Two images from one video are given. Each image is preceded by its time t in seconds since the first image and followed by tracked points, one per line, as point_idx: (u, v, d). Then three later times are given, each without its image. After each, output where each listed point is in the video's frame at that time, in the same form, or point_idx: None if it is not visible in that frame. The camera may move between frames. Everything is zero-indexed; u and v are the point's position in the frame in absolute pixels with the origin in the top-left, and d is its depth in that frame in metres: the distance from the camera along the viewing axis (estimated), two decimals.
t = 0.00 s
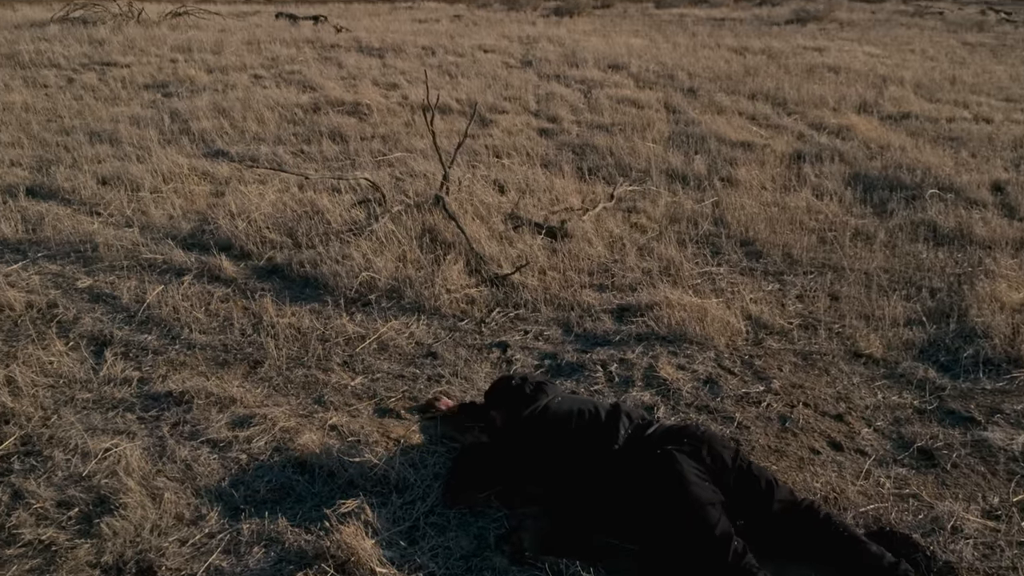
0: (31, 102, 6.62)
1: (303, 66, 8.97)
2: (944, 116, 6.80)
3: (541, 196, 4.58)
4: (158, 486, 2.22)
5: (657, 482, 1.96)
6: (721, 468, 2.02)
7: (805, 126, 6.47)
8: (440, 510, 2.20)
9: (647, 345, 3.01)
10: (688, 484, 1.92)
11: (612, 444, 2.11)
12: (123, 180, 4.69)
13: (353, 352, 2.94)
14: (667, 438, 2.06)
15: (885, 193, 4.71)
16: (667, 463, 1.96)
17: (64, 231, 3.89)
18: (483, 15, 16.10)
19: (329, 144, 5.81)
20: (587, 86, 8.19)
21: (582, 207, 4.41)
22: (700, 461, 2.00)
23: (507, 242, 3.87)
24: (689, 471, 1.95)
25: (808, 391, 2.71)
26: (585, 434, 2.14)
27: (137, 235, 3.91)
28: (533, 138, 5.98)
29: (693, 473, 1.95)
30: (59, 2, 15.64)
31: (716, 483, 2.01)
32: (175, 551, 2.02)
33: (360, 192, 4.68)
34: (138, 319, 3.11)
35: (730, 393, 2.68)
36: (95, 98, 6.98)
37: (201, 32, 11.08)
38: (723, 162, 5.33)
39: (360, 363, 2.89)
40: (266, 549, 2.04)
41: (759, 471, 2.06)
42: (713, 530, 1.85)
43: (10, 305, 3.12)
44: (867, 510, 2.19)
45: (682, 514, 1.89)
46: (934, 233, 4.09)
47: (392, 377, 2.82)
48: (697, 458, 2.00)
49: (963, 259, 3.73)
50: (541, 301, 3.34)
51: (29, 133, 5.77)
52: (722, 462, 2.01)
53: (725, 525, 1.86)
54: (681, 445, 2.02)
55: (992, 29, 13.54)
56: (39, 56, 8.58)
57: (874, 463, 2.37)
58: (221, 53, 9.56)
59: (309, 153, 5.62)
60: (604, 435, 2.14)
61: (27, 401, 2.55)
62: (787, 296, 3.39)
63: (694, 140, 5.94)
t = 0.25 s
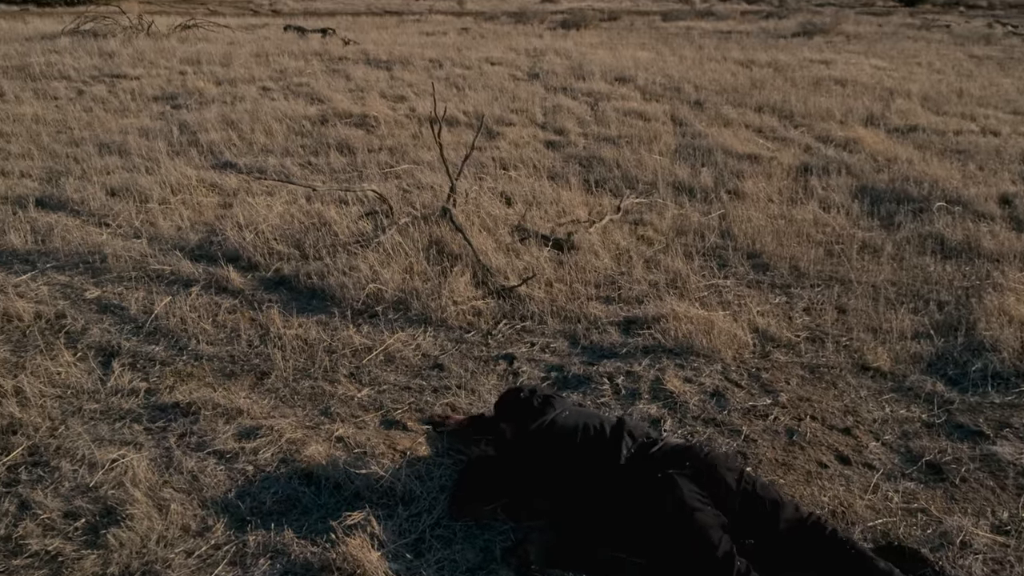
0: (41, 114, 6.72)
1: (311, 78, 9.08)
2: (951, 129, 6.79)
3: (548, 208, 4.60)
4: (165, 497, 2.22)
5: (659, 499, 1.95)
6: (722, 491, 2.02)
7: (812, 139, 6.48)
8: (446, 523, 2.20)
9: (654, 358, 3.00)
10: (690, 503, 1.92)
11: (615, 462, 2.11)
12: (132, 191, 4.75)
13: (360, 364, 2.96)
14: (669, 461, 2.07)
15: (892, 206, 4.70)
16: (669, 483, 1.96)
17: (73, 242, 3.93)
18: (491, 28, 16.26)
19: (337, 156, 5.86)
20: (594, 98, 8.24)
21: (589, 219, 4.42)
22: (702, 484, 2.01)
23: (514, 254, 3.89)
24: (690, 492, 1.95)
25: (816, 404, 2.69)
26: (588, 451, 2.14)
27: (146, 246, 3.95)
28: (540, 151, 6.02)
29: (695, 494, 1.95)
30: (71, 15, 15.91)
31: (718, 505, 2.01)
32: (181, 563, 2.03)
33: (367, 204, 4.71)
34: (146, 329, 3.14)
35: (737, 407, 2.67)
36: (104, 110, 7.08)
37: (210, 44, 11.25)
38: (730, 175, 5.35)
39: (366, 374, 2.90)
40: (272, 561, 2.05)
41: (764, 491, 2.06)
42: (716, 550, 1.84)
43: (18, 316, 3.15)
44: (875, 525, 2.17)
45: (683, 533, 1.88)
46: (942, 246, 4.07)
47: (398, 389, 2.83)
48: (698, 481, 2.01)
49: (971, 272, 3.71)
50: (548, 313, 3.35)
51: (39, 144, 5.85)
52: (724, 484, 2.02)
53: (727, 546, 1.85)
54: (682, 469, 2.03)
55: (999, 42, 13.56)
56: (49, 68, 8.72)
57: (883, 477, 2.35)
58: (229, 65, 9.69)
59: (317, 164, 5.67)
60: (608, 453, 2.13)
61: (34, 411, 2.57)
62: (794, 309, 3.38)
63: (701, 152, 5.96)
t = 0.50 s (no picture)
0: (51, 124, 6.82)
1: (320, 88, 9.19)
2: (959, 140, 6.78)
3: (555, 218, 4.62)
4: (172, 506, 2.24)
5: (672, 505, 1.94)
6: (735, 493, 2.01)
7: (819, 150, 6.48)
8: (452, 533, 2.20)
9: (661, 368, 3.00)
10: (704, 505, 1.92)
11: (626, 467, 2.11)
12: (142, 202, 4.81)
13: (367, 374, 2.97)
14: (680, 463, 2.05)
15: (900, 217, 4.69)
16: (682, 486, 1.95)
17: (82, 251, 3.98)
18: (498, 39, 16.41)
19: (345, 166, 5.92)
20: (602, 109, 8.28)
21: (596, 230, 4.44)
22: (715, 486, 1.99)
23: (521, 264, 3.91)
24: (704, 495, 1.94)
25: (823, 416, 2.68)
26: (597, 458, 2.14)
27: (154, 255, 3.99)
28: (547, 161, 6.05)
29: (708, 496, 1.95)
30: (84, 26, 16.18)
31: (730, 508, 2.00)
32: (188, 573, 2.03)
33: (375, 214, 4.75)
34: (154, 339, 3.16)
35: (744, 418, 2.66)
36: (114, 120, 7.18)
37: (219, 55, 11.40)
38: (737, 186, 5.35)
39: (373, 385, 2.91)
40: (278, 571, 2.05)
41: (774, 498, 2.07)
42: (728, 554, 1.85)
43: (27, 325, 3.19)
44: (884, 538, 2.15)
45: (697, 537, 1.87)
46: (950, 257, 4.06)
47: (405, 399, 2.83)
48: (710, 481, 1.99)
49: (979, 284, 3.70)
50: (555, 323, 3.35)
51: (49, 154, 5.93)
52: (736, 487, 2.01)
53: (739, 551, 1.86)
54: (695, 469, 2.01)
55: (1007, 53, 13.54)
56: (61, 79, 8.86)
57: (891, 490, 2.34)
58: (238, 76, 9.81)
59: (325, 175, 5.72)
60: (618, 459, 2.14)
61: (43, 420, 2.60)
62: (802, 320, 3.37)
63: (708, 163, 5.98)
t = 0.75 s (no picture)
0: (63, 135, 6.92)
1: (329, 100, 9.30)
2: (968, 152, 6.77)
3: (563, 230, 4.64)
4: (180, 516, 2.25)
5: (687, 504, 1.94)
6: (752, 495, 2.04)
7: (828, 162, 6.49)
8: (460, 546, 2.20)
9: (669, 381, 3.00)
10: (722, 501, 1.95)
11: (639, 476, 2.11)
12: (152, 213, 4.87)
13: (375, 386, 2.98)
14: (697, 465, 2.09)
15: (909, 229, 4.68)
16: (701, 481, 1.98)
17: (92, 262, 4.03)
18: (506, 51, 16.55)
19: (353, 177, 5.98)
20: (610, 121, 8.33)
21: (604, 241, 4.45)
22: (732, 486, 2.03)
23: (530, 276, 3.92)
24: (722, 493, 1.98)
25: (832, 430, 2.67)
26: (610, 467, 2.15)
27: (164, 266, 4.04)
28: (555, 173, 6.09)
29: (725, 493, 1.99)
30: (97, 38, 16.47)
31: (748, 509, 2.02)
32: None
33: (383, 226, 4.79)
34: (163, 349, 3.19)
35: (753, 431, 2.65)
36: (125, 132, 7.29)
37: (229, 67, 11.56)
38: (745, 198, 5.36)
39: (381, 396, 2.93)
40: None
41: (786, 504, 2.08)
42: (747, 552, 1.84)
43: (38, 335, 3.22)
44: (894, 552, 2.13)
45: (716, 532, 1.88)
46: (959, 270, 4.04)
47: (413, 411, 2.84)
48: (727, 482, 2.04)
49: (989, 297, 3.68)
50: (563, 335, 3.36)
51: (61, 165, 6.01)
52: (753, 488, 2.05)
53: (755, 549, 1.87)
54: (712, 470, 2.06)
55: (1016, 65, 13.52)
56: (73, 90, 9.01)
57: (900, 504, 2.32)
58: (248, 88, 9.94)
59: (334, 186, 5.78)
60: (630, 468, 2.14)
61: (52, 430, 2.62)
62: (810, 333, 3.36)
63: (716, 175, 5.99)
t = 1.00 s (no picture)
0: (75, 147, 7.03)
1: (338, 112, 9.41)
2: (978, 165, 6.75)
3: (571, 242, 4.66)
4: (187, 528, 2.26)
5: (700, 514, 1.94)
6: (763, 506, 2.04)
7: (836, 174, 6.48)
8: (468, 559, 2.20)
9: (677, 394, 2.99)
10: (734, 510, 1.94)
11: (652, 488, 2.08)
12: (163, 224, 4.93)
13: (383, 397, 3.00)
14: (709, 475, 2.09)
15: (919, 242, 4.66)
16: (714, 490, 1.98)
17: (102, 272, 4.08)
18: (515, 63, 16.69)
19: (362, 189, 6.03)
20: (618, 133, 8.36)
21: (611, 253, 4.46)
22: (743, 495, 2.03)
23: (538, 288, 3.94)
24: (734, 502, 1.97)
25: (841, 443, 2.65)
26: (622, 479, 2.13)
27: (174, 276, 4.08)
28: (563, 185, 6.12)
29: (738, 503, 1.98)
30: (111, 50, 16.75)
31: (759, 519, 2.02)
32: None
33: (392, 237, 4.83)
34: (172, 360, 3.22)
35: (762, 444, 2.64)
36: (136, 143, 7.39)
37: (240, 79, 11.73)
38: (753, 210, 5.36)
39: (389, 408, 2.94)
40: None
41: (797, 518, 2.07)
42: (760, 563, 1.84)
43: (48, 345, 3.26)
44: (905, 567, 2.11)
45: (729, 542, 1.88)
46: (969, 283, 4.02)
47: (421, 422, 2.85)
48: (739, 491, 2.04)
49: (1000, 310, 3.65)
50: (571, 347, 3.37)
51: (73, 176, 6.10)
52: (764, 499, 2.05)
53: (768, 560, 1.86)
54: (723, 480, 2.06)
55: None
56: (85, 102, 9.16)
57: (911, 519, 2.30)
58: (258, 99, 10.07)
59: (343, 198, 5.83)
60: (642, 479, 2.12)
61: (61, 441, 2.64)
62: (819, 346, 3.35)
63: (724, 187, 6.00)
